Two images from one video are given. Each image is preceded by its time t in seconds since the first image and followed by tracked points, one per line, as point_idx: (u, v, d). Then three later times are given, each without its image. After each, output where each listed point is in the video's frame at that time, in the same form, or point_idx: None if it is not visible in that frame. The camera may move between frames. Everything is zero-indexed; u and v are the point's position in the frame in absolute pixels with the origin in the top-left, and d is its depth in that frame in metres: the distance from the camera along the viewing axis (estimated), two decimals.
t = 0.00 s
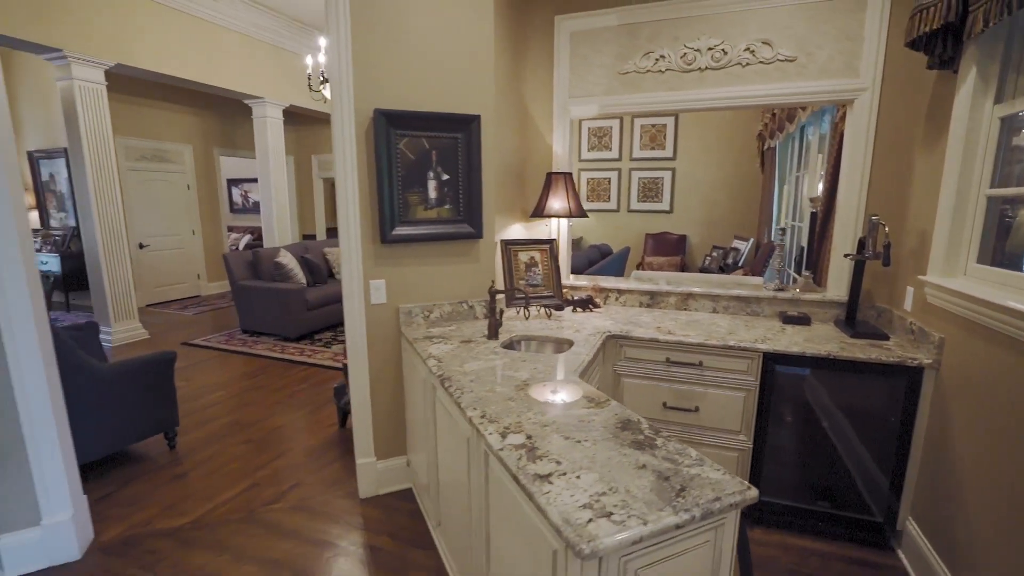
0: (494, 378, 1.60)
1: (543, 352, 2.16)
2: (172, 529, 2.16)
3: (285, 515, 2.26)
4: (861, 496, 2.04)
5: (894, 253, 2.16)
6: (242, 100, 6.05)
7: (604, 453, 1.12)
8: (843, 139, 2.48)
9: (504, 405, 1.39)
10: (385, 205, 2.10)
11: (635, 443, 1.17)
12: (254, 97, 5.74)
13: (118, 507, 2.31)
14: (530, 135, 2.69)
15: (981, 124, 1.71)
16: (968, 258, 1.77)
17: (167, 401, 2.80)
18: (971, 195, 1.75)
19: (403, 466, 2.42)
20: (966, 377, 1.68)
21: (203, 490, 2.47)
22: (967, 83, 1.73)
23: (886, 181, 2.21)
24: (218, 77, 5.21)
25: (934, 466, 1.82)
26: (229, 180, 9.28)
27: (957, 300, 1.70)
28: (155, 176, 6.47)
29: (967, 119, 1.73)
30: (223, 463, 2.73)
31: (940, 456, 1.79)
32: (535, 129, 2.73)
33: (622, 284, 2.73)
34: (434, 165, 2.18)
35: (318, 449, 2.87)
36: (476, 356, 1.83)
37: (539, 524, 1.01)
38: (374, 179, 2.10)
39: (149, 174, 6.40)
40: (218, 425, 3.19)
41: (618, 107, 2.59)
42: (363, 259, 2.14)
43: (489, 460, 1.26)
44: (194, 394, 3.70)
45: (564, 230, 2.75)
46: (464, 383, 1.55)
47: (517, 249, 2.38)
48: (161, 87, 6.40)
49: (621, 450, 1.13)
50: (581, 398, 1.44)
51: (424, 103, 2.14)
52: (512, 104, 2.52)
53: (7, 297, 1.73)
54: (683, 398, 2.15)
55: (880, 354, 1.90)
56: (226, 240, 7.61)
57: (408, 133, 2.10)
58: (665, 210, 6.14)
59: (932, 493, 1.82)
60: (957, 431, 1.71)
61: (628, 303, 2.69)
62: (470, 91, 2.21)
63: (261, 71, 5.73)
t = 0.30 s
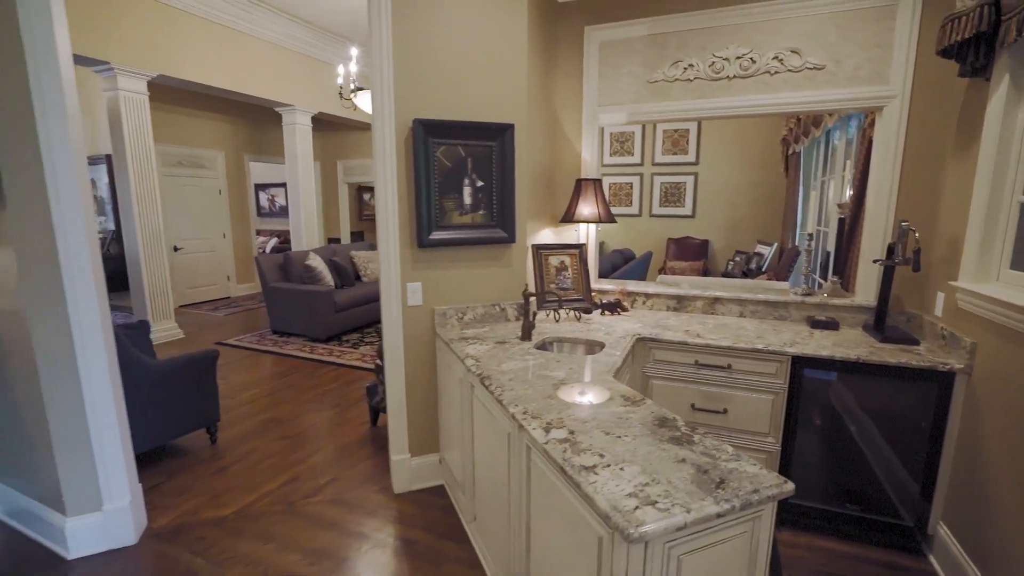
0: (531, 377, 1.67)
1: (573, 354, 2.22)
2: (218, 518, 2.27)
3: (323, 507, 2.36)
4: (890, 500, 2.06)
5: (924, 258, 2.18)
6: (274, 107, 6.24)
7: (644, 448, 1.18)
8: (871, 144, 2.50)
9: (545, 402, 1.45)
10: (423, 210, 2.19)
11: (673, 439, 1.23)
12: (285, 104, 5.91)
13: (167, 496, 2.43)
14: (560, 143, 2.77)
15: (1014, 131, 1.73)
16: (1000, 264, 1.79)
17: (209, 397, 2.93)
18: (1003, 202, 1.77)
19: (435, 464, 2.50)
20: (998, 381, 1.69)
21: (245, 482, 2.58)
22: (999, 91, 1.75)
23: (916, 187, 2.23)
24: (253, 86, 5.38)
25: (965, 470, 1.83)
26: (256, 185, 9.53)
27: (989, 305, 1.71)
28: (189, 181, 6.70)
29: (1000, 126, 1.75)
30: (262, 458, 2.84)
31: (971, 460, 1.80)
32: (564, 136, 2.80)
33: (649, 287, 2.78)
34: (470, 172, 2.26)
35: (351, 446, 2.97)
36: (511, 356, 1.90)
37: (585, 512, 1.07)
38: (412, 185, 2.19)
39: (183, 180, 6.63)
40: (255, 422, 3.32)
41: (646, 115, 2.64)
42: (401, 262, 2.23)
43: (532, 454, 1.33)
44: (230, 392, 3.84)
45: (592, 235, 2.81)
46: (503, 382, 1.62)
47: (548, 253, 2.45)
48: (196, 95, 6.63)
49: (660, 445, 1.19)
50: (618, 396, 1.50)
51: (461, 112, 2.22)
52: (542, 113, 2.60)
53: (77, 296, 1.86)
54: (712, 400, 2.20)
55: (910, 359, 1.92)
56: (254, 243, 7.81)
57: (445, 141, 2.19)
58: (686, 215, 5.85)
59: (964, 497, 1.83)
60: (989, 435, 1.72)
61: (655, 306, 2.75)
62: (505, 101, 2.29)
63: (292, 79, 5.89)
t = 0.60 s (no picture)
0: (571, 376, 1.73)
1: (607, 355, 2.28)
2: (265, 508, 2.38)
3: (363, 501, 2.45)
4: (928, 506, 2.05)
5: (962, 263, 2.17)
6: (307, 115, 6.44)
7: (687, 443, 1.23)
8: (906, 149, 2.50)
9: (587, 399, 1.51)
10: (462, 215, 2.27)
11: (714, 435, 1.27)
12: (318, 112, 6.09)
13: (216, 487, 2.55)
14: (592, 149, 2.83)
15: None
16: None
17: (253, 394, 3.06)
18: None
19: (470, 461, 2.57)
20: None
21: (287, 475, 2.69)
22: None
23: (953, 192, 2.23)
24: (289, 95, 5.56)
25: (1006, 476, 1.82)
26: (286, 190, 9.80)
27: None
28: (225, 186, 6.94)
29: None
30: (302, 453, 2.95)
31: (1013, 466, 1.79)
32: (596, 143, 2.86)
33: (680, 291, 2.82)
34: (507, 179, 2.34)
35: (386, 443, 3.06)
36: (549, 356, 1.97)
37: (631, 501, 1.13)
38: (452, 191, 2.28)
39: (220, 185, 6.87)
40: (294, 419, 3.44)
41: (679, 122, 2.69)
42: (441, 265, 2.31)
43: (576, 449, 1.39)
44: (268, 390, 3.99)
45: (624, 239, 2.87)
46: (544, 380, 1.69)
47: (581, 257, 2.51)
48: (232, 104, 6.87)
49: (702, 440, 1.24)
50: (657, 395, 1.56)
51: (499, 120, 2.30)
52: (576, 120, 2.66)
53: (144, 294, 1.99)
54: (745, 403, 2.23)
55: (947, 364, 1.93)
56: (285, 247, 8.03)
57: (484, 148, 2.27)
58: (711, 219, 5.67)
59: (1005, 504, 1.82)
60: None
61: (686, 310, 2.78)
62: (542, 109, 2.37)
63: (326, 88, 6.07)
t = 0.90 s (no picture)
0: (612, 376, 1.78)
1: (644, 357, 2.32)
2: (310, 500, 2.48)
3: (403, 495, 2.53)
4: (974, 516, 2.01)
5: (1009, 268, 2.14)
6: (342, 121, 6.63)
7: (733, 441, 1.26)
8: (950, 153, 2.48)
9: (630, 398, 1.56)
10: (502, 219, 2.34)
11: (760, 435, 1.30)
12: (352, 119, 6.26)
13: (263, 479, 2.67)
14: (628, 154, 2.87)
15: None
16: None
17: (296, 391, 3.19)
18: None
19: (507, 460, 2.63)
20: None
21: (330, 469, 2.79)
22: None
23: (1000, 196, 2.20)
24: (326, 102, 5.73)
25: None
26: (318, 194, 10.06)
27: None
28: (262, 191, 7.17)
29: None
30: (343, 448, 3.05)
31: None
32: (631, 149, 2.91)
33: (715, 295, 2.84)
34: (546, 184, 2.39)
35: (423, 441, 3.14)
36: (589, 357, 2.01)
37: (678, 496, 1.17)
38: (493, 196, 2.35)
39: (257, 190, 7.10)
40: (333, 415, 3.56)
41: (715, 127, 2.71)
42: (482, 268, 2.38)
43: (621, 445, 1.44)
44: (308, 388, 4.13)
45: (659, 243, 2.91)
46: (587, 380, 1.74)
47: (618, 261, 2.55)
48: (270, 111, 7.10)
49: (748, 439, 1.27)
50: (699, 395, 1.59)
51: (539, 127, 2.36)
52: (612, 126, 2.71)
53: (203, 292, 2.10)
54: (783, 406, 2.23)
55: (993, 371, 1.90)
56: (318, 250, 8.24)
57: (525, 154, 2.33)
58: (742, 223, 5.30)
59: None
60: None
61: (721, 313, 2.80)
62: (581, 115, 2.42)
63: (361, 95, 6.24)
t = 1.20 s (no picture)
0: (655, 380, 1.79)
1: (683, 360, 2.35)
2: (353, 494, 2.56)
3: (442, 492, 2.59)
4: None
5: None
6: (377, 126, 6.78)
7: (785, 445, 1.27)
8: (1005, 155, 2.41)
9: (677, 401, 1.57)
10: (543, 224, 2.38)
11: (810, 440, 1.30)
12: (386, 124, 6.40)
13: (308, 473, 2.76)
14: (666, 158, 2.88)
15: None
16: None
17: (338, 389, 3.29)
18: None
19: (544, 460, 2.66)
20: None
21: (371, 465, 2.87)
22: None
23: None
24: (363, 107, 5.87)
25: None
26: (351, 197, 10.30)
27: None
28: (298, 194, 7.38)
29: None
30: (383, 445, 3.13)
31: None
32: (670, 153, 2.91)
33: (755, 299, 2.82)
34: (586, 188, 2.42)
35: (459, 440, 3.20)
36: (631, 360, 2.03)
37: (731, 498, 1.17)
38: (534, 200, 2.39)
39: (294, 193, 7.31)
40: (372, 413, 3.66)
41: (756, 130, 2.69)
42: (522, 271, 2.42)
43: (669, 447, 1.46)
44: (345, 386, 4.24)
45: (697, 246, 2.91)
46: (631, 383, 1.76)
47: (657, 264, 2.56)
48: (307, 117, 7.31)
49: (799, 444, 1.27)
50: (745, 399, 1.59)
51: (580, 132, 2.39)
52: (651, 130, 2.72)
53: (258, 292, 2.19)
54: (826, 413, 2.21)
55: None
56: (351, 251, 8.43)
57: (565, 160, 2.37)
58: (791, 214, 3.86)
59: None
60: None
61: (760, 318, 2.78)
62: (622, 120, 2.44)
63: (395, 101, 6.37)
